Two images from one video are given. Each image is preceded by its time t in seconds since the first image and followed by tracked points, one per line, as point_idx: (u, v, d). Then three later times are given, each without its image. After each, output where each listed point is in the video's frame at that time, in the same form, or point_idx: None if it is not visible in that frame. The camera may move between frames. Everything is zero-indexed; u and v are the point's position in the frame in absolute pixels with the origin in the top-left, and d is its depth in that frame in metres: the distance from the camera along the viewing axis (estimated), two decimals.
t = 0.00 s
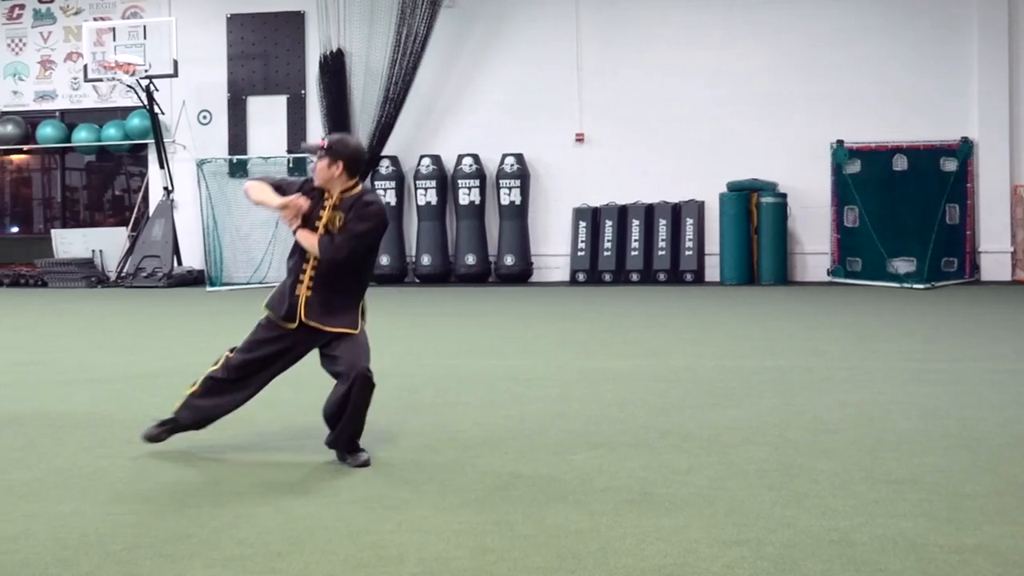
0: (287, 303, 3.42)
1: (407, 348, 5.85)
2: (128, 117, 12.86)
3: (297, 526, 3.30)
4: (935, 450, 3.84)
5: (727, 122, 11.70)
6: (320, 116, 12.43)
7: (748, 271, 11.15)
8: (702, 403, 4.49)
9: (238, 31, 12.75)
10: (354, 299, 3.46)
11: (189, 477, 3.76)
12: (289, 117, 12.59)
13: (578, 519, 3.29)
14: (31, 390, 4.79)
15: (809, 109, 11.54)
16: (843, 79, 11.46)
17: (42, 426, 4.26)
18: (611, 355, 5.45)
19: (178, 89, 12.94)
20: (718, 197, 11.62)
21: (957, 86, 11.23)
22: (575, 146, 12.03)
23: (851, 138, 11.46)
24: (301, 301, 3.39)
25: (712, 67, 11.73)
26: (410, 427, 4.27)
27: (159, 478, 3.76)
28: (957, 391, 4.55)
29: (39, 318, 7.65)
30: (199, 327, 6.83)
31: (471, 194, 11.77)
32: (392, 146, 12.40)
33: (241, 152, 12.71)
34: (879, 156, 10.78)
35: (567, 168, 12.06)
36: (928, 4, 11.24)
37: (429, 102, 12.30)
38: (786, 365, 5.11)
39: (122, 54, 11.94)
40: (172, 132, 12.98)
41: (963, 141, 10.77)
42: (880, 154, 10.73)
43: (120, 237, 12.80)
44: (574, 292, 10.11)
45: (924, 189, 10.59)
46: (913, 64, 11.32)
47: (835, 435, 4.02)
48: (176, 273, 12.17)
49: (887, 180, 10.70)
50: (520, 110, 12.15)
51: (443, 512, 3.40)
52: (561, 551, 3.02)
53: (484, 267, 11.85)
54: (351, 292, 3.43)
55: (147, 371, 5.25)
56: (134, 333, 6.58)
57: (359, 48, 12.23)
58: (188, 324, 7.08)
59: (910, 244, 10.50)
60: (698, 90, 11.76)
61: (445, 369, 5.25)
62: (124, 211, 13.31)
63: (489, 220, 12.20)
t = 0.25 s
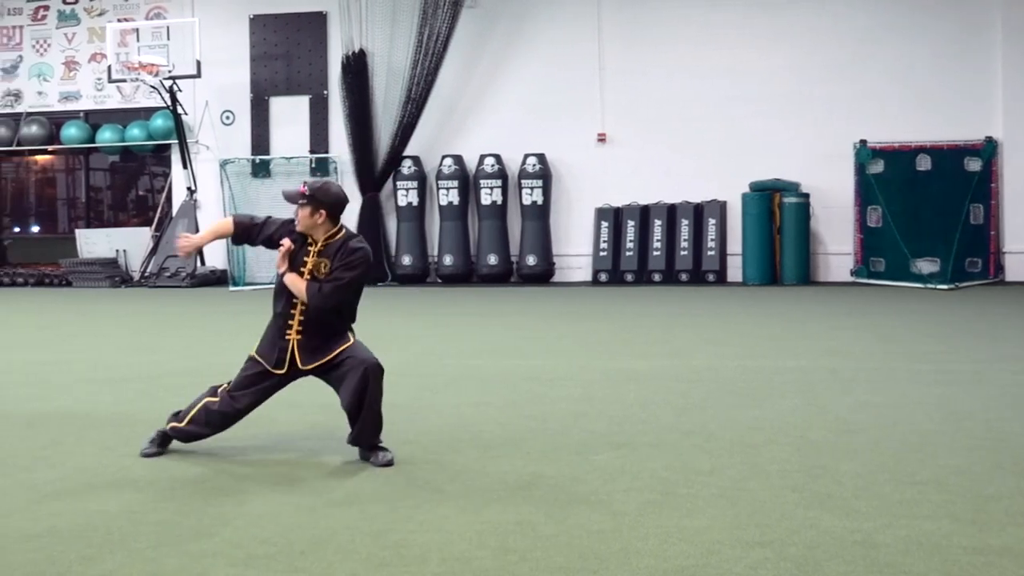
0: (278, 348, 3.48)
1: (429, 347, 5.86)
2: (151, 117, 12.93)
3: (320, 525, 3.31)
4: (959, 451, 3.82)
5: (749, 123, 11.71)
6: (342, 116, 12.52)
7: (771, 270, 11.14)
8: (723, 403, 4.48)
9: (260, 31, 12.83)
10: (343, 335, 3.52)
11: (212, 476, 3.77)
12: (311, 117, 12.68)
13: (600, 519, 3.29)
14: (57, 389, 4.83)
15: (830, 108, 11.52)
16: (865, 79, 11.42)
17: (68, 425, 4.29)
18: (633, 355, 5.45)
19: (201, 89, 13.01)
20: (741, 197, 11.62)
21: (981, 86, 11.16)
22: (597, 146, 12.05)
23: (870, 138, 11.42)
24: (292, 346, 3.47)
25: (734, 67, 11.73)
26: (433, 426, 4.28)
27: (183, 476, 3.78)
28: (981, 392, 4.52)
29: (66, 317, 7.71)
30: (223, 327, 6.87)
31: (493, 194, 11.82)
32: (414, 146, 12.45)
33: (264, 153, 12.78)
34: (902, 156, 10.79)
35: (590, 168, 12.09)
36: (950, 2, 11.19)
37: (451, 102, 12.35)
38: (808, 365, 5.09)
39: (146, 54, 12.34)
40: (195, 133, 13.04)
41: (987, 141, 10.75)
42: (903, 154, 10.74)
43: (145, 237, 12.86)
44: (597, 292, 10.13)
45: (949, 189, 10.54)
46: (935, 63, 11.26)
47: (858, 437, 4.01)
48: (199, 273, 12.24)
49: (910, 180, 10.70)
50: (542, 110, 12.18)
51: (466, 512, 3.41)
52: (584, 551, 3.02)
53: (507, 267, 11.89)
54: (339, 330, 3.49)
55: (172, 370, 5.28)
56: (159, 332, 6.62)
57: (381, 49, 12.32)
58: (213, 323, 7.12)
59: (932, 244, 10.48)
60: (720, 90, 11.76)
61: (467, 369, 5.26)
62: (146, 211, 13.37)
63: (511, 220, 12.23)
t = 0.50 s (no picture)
0: (300, 359, 3.50)
1: (452, 347, 5.87)
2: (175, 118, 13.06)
3: (344, 524, 3.31)
4: (983, 453, 3.80)
5: (770, 124, 11.81)
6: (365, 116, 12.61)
7: (794, 271, 11.20)
8: (745, 403, 4.47)
9: (283, 32, 12.97)
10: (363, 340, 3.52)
11: (235, 475, 3.79)
12: (334, 117, 12.80)
13: (623, 520, 3.29)
14: (82, 388, 4.86)
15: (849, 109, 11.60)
16: (885, 79, 11.51)
17: (93, 423, 4.31)
18: (654, 355, 5.46)
19: (225, 90, 13.16)
20: (763, 197, 11.71)
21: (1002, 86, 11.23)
22: (619, 146, 12.18)
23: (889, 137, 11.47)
24: (315, 355, 3.48)
25: (755, 68, 11.84)
26: (456, 426, 4.28)
27: (208, 474, 3.80)
28: (1004, 393, 4.50)
29: (92, 316, 7.78)
30: (248, 326, 6.92)
31: (515, 195, 11.97)
32: (436, 146, 12.61)
33: (287, 153, 12.93)
34: (925, 156, 10.69)
35: (612, 168, 12.22)
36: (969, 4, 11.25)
37: (474, 103, 12.49)
38: (830, 365, 5.08)
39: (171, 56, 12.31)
40: (218, 133, 13.19)
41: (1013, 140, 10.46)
42: (927, 154, 10.64)
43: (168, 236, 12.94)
44: (620, 291, 10.21)
45: (970, 189, 10.43)
46: (954, 64, 11.34)
47: (881, 437, 4.00)
48: (222, 273, 12.35)
49: (934, 180, 10.61)
50: (564, 110, 12.31)
51: (488, 512, 3.41)
52: (606, 552, 3.01)
53: (529, 267, 12.02)
54: (359, 335, 3.48)
55: (197, 368, 5.32)
56: (185, 331, 6.68)
57: (404, 49, 12.44)
58: (237, 322, 7.17)
59: (955, 245, 10.44)
60: (741, 91, 11.87)
61: (489, 368, 5.26)
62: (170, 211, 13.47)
63: (534, 220, 12.36)
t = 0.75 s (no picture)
0: (323, 364, 3.50)
1: (472, 347, 5.88)
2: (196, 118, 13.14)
3: (364, 524, 3.32)
4: (1006, 454, 3.78)
5: (791, 124, 11.87)
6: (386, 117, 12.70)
7: (815, 271, 11.26)
8: (766, 404, 4.46)
9: (304, 33, 13.06)
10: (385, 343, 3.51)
11: (256, 475, 3.79)
12: (354, 117, 12.85)
13: (643, 521, 3.28)
14: (105, 387, 4.89)
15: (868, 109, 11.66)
16: (903, 79, 11.57)
17: (116, 422, 4.33)
18: (674, 355, 5.45)
19: (246, 90, 13.25)
20: (784, 198, 11.73)
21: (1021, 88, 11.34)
22: (639, 146, 12.22)
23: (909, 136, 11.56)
24: (337, 360, 3.48)
25: (775, 68, 11.89)
26: (476, 426, 4.29)
27: (229, 474, 3.81)
28: None
29: (115, 315, 7.83)
30: (269, 326, 6.95)
31: (535, 195, 11.98)
32: (456, 146, 12.67)
33: (309, 153, 12.98)
34: (947, 156, 10.62)
35: (632, 168, 12.26)
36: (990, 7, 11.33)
37: (494, 103, 12.54)
38: (851, 366, 5.07)
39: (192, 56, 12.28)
40: (240, 134, 13.28)
41: None
42: (948, 154, 10.58)
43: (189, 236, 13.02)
44: (641, 292, 10.23)
45: (991, 190, 10.33)
46: (971, 64, 11.43)
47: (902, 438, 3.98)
48: (242, 272, 12.39)
49: (956, 180, 10.56)
50: (584, 110, 12.35)
51: (508, 512, 3.41)
52: (627, 552, 3.01)
53: (549, 267, 12.04)
54: (381, 340, 3.48)
55: (219, 368, 5.34)
56: (207, 331, 6.71)
57: (423, 49, 12.50)
58: (259, 322, 7.21)
59: (978, 244, 10.42)
60: (761, 91, 11.92)
61: (509, 368, 5.27)
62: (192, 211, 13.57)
63: (554, 220, 12.39)
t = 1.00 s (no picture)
0: (343, 354, 3.51)
1: (495, 347, 5.89)
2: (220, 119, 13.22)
3: (387, 523, 3.32)
4: None
5: (815, 124, 11.84)
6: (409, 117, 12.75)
7: (838, 270, 11.25)
8: (788, 404, 4.45)
9: (327, 34, 13.12)
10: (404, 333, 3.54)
11: (279, 474, 3.81)
12: (377, 117, 12.92)
13: (666, 521, 3.27)
14: (130, 386, 4.91)
15: (890, 109, 11.64)
16: (927, 78, 11.54)
17: (142, 421, 4.36)
18: (696, 355, 5.45)
19: (270, 91, 13.33)
20: (807, 198, 11.72)
21: None
22: (662, 146, 12.21)
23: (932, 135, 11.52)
24: (358, 350, 3.49)
25: (799, 68, 11.88)
26: (500, 426, 4.29)
27: (252, 473, 3.82)
28: None
29: (141, 315, 7.88)
30: (294, 325, 6.99)
31: (557, 195, 11.99)
32: (478, 147, 12.67)
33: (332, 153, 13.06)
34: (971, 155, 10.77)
35: (655, 168, 12.25)
36: (1016, 7, 11.28)
37: (516, 103, 12.55)
38: (874, 367, 5.04)
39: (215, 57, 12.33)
40: (263, 134, 13.36)
41: None
42: (973, 153, 10.73)
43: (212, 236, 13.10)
44: (665, 292, 10.23)
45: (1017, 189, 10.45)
46: (995, 63, 11.40)
47: (926, 439, 3.96)
48: (266, 272, 12.45)
49: (981, 179, 10.68)
50: (607, 110, 12.35)
51: (531, 512, 3.40)
52: (650, 553, 3.00)
53: (572, 267, 12.06)
54: (401, 330, 3.49)
55: (244, 368, 5.37)
56: (232, 330, 6.75)
57: (446, 49, 12.54)
58: (283, 322, 7.24)
59: (1003, 244, 10.48)
60: (785, 91, 11.91)
61: (532, 368, 5.27)
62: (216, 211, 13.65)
63: (577, 221, 12.39)
